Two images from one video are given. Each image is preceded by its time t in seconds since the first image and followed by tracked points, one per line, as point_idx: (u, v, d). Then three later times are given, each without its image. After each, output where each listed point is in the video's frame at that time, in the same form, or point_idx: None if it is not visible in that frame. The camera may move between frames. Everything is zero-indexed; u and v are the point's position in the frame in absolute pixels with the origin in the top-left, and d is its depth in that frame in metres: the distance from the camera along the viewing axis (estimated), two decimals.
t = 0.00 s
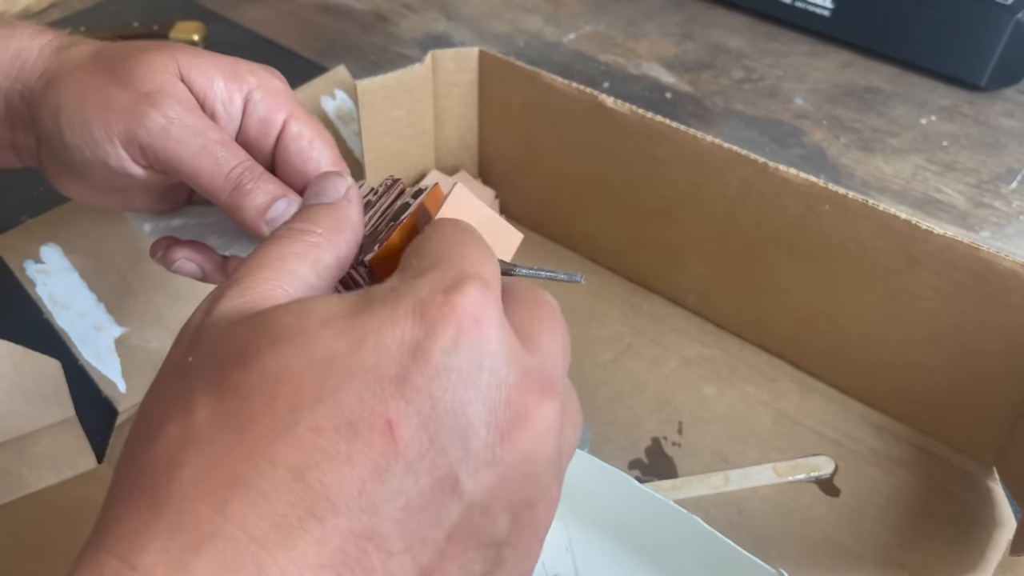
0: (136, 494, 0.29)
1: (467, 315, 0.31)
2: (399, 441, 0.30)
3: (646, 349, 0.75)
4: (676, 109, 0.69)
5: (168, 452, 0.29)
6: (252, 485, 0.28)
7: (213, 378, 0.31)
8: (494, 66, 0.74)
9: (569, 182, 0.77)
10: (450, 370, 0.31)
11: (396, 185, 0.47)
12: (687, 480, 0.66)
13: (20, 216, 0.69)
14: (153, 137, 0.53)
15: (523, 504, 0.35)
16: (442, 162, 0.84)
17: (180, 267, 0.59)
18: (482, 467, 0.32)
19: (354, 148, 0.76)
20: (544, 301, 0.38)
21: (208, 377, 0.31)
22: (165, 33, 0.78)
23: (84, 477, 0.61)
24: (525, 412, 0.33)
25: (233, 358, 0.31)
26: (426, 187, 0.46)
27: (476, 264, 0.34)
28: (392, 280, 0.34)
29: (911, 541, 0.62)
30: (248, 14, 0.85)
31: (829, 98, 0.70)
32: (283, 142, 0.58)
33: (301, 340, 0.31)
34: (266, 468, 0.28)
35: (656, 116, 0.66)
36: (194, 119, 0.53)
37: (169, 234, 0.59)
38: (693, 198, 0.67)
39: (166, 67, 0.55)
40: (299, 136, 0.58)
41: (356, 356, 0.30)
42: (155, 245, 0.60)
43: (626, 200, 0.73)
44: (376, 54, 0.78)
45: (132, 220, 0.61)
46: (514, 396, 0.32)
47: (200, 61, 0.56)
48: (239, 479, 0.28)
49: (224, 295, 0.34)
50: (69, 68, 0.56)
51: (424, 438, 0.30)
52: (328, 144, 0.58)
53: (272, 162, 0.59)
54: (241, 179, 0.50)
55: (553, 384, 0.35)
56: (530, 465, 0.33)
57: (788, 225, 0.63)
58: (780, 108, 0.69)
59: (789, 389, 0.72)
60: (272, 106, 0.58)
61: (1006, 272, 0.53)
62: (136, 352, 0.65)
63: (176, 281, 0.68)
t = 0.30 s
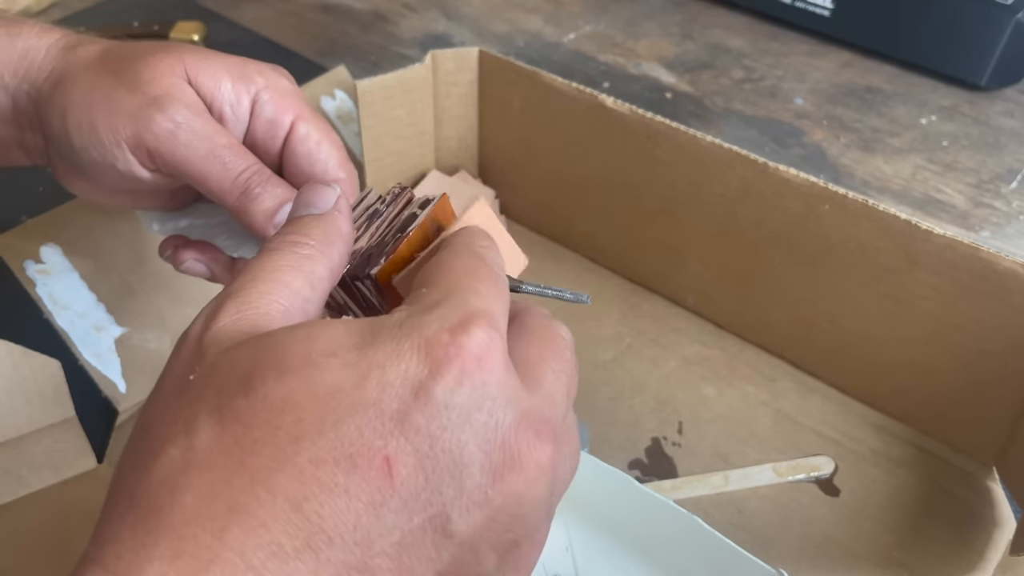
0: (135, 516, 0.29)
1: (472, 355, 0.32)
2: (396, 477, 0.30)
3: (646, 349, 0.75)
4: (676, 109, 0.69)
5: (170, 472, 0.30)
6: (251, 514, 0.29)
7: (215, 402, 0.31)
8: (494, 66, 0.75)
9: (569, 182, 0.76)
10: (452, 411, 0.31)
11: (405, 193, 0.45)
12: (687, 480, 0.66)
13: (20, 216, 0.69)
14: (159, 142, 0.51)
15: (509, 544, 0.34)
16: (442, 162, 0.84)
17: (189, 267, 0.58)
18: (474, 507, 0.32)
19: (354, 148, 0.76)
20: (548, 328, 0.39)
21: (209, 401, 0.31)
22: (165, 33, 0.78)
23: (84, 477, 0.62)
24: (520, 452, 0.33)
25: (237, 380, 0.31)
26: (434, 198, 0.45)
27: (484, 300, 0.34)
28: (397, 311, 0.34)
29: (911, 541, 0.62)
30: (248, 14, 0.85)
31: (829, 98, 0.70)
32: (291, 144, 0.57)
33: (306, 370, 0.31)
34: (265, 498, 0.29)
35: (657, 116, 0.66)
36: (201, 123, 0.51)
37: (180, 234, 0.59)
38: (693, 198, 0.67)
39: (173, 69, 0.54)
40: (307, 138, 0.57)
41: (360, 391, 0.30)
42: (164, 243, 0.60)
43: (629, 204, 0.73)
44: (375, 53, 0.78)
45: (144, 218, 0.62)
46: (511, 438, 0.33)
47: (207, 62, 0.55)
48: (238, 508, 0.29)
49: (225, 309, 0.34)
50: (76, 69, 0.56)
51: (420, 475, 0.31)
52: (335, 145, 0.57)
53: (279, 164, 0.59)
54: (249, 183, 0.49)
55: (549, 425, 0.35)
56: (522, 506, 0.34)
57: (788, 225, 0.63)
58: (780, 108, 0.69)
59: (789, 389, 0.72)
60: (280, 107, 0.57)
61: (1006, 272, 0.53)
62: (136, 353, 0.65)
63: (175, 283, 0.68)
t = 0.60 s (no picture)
0: (119, 517, 0.28)
1: (452, 355, 0.31)
2: (379, 477, 0.30)
3: (646, 349, 0.75)
4: (676, 109, 0.69)
5: (151, 474, 0.29)
6: (234, 514, 0.28)
7: (197, 404, 0.30)
8: (494, 66, 0.75)
9: (569, 182, 0.76)
10: (433, 410, 0.31)
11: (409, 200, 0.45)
12: (687, 480, 0.66)
13: (20, 216, 0.69)
14: (162, 146, 0.50)
15: (495, 542, 0.34)
16: (442, 162, 0.84)
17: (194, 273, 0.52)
18: (456, 505, 0.32)
19: (353, 148, 0.76)
20: (529, 327, 0.39)
21: (192, 401, 0.31)
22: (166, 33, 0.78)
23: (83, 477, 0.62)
24: (501, 450, 0.33)
25: (219, 381, 0.31)
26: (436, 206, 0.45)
27: (465, 300, 0.34)
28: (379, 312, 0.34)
29: (911, 541, 0.62)
30: (248, 14, 0.85)
31: (829, 98, 0.70)
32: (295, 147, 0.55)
33: (288, 371, 0.30)
34: (249, 498, 0.28)
35: (657, 116, 0.66)
36: (204, 126, 0.49)
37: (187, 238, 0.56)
38: (693, 198, 0.67)
39: (178, 73, 0.53)
40: (313, 141, 0.55)
41: (342, 391, 0.30)
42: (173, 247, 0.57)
43: (629, 202, 0.72)
44: (375, 53, 0.78)
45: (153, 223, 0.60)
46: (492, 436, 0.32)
47: (213, 65, 0.54)
48: (222, 509, 0.28)
49: (215, 311, 0.35)
50: (80, 71, 0.55)
51: (404, 475, 0.30)
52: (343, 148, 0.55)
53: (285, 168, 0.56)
54: (253, 188, 0.47)
55: (530, 422, 0.35)
56: (505, 504, 0.33)
57: (788, 225, 0.63)
58: (780, 108, 0.69)
59: (788, 389, 0.72)
60: (286, 110, 0.56)
61: (1006, 271, 0.53)
62: (135, 353, 0.65)
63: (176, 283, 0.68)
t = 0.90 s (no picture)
0: (162, 507, 0.29)
1: (497, 370, 0.32)
2: (424, 488, 0.31)
3: (646, 349, 0.75)
4: (676, 109, 0.69)
5: (198, 467, 0.29)
6: (282, 519, 0.29)
7: (247, 400, 0.31)
8: (494, 66, 0.75)
9: (569, 182, 0.76)
10: (478, 424, 0.32)
11: (408, 203, 0.46)
12: (687, 480, 0.66)
13: (20, 216, 0.69)
14: (162, 145, 0.50)
15: (520, 554, 0.37)
16: (442, 162, 0.84)
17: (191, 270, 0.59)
18: (492, 519, 0.34)
19: (354, 148, 0.76)
20: (541, 336, 0.39)
21: (243, 398, 0.31)
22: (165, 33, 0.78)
23: (84, 477, 0.63)
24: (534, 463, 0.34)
25: (268, 378, 0.31)
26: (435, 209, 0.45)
27: (499, 311, 0.35)
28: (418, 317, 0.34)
29: (911, 541, 0.62)
30: (248, 14, 0.85)
31: (829, 98, 0.70)
32: (295, 147, 0.57)
33: (341, 374, 0.31)
34: (299, 504, 0.29)
35: (657, 116, 0.66)
36: (206, 126, 0.50)
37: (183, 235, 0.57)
38: (693, 199, 0.67)
39: (180, 70, 0.52)
40: (312, 141, 0.57)
41: (392, 399, 0.31)
42: (171, 241, 0.59)
43: (629, 202, 0.72)
44: (375, 54, 0.78)
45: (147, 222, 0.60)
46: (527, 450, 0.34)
47: (213, 63, 0.54)
48: (273, 511, 0.29)
49: (269, 315, 0.34)
50: (80, 68, 0.54)
51: (447, 486, 0.32)
52: (341, 149, 0.58)
53: (284, 166, 0.59)
54: (252, 187, 0.48)
55: (556, 433, 0.37)
56: (534, 516, 0.35)
57: (788, 225, 0.63)
58: (780, 108, 0.69)
59: (788, 389, 0.72)
60: (286, 110, 0.57)
61: (1006, 272, 0.53)
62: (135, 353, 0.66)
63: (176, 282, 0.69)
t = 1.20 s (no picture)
0: (170, 508, 0.28)
1: (503, 372, 0.33)
2: (432, 488, 0.31)
3: (646, 349, 0.75)
4: (676, 109, 0.69)
5: (203, 468, 0.29)
6: (294, 518, 0.28)
7: (253, 398, 0.30)
8: (494, 66, 0.75)
9: (569, 182, 0.77)
10: (484, 425, 0.32)
11: (425, 211, 0.45)
12: (687, 480, 0.66)
13: (20, 216, 0.69)
14: (174, 159, 0.51)
15: (517, 555, 0.37)
16: (442, 162, 0.84)
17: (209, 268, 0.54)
18: (497, 520, 0.34)
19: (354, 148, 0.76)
20: (551, 351, 0.39)
21: (248, 396, 0.30)
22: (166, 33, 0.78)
23: (83, 477, 0.64)
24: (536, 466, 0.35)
25: (276, 376, 0.30)
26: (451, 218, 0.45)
27: (503, 315, 0.35)
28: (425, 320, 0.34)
29: (911, 541, 0.62)
30: (248, 14, 0.85)
31: (829, 98, 0.70)
32: (306, 143, 0.57)
33: (350, 373, 0.30)
34: (310, 502, 0.29)
35: (657, 116, 0.66)
36: (215, 137, 0.50)
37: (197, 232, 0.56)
38: (693, 198, 0.67)
39: (189, 77, 0.52)
40: (322, 137, 0.56)
41: (402, 400, 0.31)
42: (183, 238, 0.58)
43: (629, 201, 0.72)
44: (375, 54, 0.78)
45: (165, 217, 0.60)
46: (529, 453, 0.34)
47: (223, 65, 0.54)
48: (285, 510, 0.28)
49: (261, 304, 0.34)
50: (86, 69, 0.54)
51: (453, 486, 0.32)
52: (351, 146, 0.57)
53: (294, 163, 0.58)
54: (263, 196, 0.48)
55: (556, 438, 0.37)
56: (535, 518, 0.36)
57: (788, 225, 0.63)
58: (780, 108, 0.69)
59: (788, 389, 0.72)
60: (296, 106, 0.56)
61: (1005, 271, 0.53)
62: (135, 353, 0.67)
63: (177, 282, 0.69)
